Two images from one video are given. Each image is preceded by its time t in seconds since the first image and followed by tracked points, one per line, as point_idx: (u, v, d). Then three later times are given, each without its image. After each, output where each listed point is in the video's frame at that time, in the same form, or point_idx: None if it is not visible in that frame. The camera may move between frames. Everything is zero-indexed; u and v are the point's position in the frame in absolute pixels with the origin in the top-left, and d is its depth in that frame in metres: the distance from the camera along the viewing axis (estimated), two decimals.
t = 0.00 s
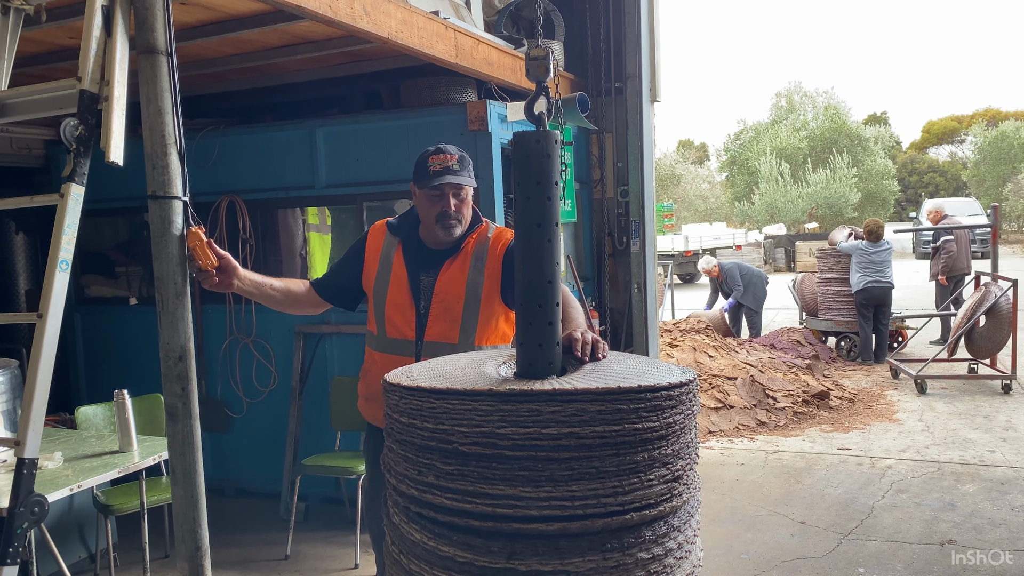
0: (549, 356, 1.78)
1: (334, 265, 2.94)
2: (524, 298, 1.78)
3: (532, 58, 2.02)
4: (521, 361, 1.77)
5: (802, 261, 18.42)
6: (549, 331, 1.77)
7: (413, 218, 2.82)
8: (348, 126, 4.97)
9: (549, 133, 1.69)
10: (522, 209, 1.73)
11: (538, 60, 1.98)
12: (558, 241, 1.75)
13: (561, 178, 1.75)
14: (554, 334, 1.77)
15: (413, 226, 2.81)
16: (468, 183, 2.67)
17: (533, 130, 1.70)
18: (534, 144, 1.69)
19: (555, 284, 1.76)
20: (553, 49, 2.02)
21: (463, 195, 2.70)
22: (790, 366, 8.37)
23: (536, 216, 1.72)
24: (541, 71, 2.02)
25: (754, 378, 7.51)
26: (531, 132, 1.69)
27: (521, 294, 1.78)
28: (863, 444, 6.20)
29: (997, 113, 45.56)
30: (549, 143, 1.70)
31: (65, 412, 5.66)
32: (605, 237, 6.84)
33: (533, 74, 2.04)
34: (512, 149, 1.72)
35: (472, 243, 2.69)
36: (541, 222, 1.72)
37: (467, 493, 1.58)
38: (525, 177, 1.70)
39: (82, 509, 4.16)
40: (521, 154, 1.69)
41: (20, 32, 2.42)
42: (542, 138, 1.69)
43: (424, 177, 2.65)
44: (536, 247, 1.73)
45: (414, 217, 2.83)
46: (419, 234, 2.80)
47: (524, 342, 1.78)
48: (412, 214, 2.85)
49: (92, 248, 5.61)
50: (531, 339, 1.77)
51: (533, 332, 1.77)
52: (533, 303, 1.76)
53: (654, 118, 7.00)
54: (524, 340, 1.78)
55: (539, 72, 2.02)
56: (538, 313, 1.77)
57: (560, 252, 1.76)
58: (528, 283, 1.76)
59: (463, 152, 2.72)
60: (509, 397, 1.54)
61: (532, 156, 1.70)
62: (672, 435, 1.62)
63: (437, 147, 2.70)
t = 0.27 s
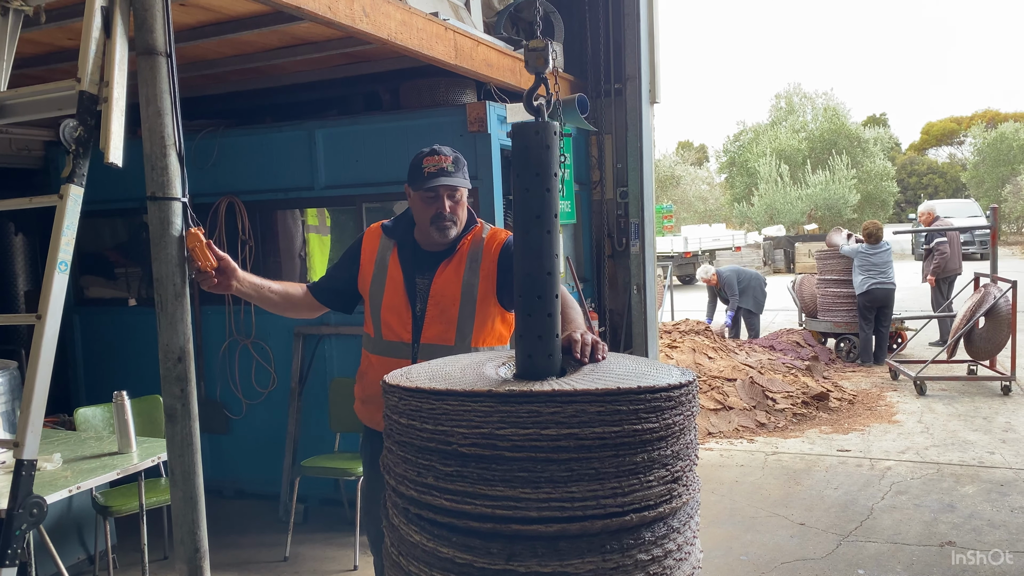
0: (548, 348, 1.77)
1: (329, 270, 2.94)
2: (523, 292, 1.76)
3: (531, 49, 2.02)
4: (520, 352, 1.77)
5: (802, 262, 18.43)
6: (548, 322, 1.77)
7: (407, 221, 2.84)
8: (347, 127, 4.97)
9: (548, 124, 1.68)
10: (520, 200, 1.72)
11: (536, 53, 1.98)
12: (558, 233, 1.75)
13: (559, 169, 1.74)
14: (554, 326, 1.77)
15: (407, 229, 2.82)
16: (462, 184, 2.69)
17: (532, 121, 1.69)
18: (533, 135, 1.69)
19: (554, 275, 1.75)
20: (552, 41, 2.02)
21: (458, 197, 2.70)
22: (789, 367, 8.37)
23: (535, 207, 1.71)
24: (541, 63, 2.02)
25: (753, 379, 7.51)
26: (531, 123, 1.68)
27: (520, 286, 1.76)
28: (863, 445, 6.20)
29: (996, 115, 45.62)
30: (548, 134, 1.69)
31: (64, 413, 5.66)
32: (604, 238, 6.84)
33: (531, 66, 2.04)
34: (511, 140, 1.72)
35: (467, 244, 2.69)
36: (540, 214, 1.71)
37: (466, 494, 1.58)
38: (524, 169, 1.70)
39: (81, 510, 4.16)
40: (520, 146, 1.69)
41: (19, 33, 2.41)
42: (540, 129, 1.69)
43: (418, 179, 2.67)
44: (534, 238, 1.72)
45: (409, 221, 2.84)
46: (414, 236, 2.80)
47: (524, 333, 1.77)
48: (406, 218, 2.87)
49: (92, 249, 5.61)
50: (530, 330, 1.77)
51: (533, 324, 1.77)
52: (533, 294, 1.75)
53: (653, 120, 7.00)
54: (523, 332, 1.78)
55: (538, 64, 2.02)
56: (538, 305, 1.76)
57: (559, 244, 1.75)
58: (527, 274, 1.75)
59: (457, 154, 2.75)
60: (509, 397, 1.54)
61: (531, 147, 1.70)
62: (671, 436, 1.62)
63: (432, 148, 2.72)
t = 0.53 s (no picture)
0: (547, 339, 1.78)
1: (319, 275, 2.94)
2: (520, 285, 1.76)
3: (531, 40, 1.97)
4: (519, 343, 1.78)
5: (801, 264, 18.44)
6: (547, 313, 1.76)
7: (396, 224, 2.84)
8: (346, 130, 4.98)
9: (546, 116, 1.67)
10: (518, 191, 1.71)
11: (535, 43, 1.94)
12: (557, 224, 1.74)
13: (556, 161, 1.73)
14: (552, 317, 1.76)
15: (396, 233, 2.82)
16: (449, 186, 2.69)
17: (530, 113, 1.67)
18: (531, 126, 1.67)
19: (551, 267, 1.74)
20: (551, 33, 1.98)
21: (445, 199, 2.70)
22: (788, 370, 8.37)
23: (534, 197, 1.70)
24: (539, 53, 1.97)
25: (752, 382, 7.51)
26: (528, 115, 1.67)
27: (519, 277, 1.76)
28: (862, 448, 6.20)
29: (995, 117, 45.69)
30: (546, 126, 1.68)
31: (63, 415, 5.66)
32: (604, 241, 6.84)
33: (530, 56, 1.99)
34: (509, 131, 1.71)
35: (455, 247, 2.69)
36: (537, 204, 1.70)
37: (465, 496, 1.58)
38: (522, 159, 1.69)
39: (79, 513, 4.15)
40: (518, 137, 1.67)
41: (19, 35, 2.42)
42: (538, 120, 1.67)
43: (405, 182, 2.66)
44: (534, 229, 1.72)
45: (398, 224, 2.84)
46: (403, 239, 2.80)
47: (522, 324, 1.78)
48: (395, 220, 2.87)
49: (91, 251, 5.61)
50: (528, 321, 1.77)
51: (531, 316, 1.76)
52: (531, 286, 1.74)
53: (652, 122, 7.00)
54: (522, 322, 1.78)
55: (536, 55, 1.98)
56: (536, 296, 1.75)
57: (557, 235, 1.74)
58: (525, 265, 1.74)
59: (444, 156, 2.74)
60: (507, 399, 1.54)
61: (528, 138, 1.68)
62: (670, 437, 1.62)
63: (419, 151, 2.71)
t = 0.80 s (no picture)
0: (544, 332, 1.76)
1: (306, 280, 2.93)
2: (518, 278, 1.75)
3: (527, 34, 1.99)
4: (517, 336, 1.76)
5: (800, 267, 18.46)
6: (546, 306, 1.75)
7: (380, 230, 2.84)
8: (345, 132, 4.98)
9: (543, 108, 1.66)
10: (515, 184, 1.70)
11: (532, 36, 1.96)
12: (553, 217, 1.73)
13: (553, 154, 1.73)
14: (551, 309, 1.75)
15: (380, 237, 2.83)
16: (433, 190, 2.71)
17: (528, 105, 1.67)
18: (529, 120, 1.67)
19: (549, 260, 1.73)
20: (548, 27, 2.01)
21: (429, 203, 2.73)
22: (787, 372, 8.38)
23: (531, 190, 1.70)
24: (536, 47, 1.99)
25: (751, 385, 7.51)
26: (526, 107, 1.66)
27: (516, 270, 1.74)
28: (861, 450, 6.21)
29: (994, 120, 45.75)
30: (543, 118, 1.67)
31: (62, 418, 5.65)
32: (603, 243, 6.85)
33: (526, 51, 2.01)
34: (506, 125, 1.70)
35: (439, 251, 2.70)
36: (535, 197, 1.70)
37: (464, 498, 1.58)
38: (519, 152, 1.68)
39: (78, 516, 4.14)
40: (515, 130, 1.67)
41: (19, 38, 2.42)
42: (536, 113, 1.66)
43: (388, 187, 2.69)
44: (532, 221, 1.71)
45: (382, 229, 2.86)
46: (387, 244, 2.81)
47: (519, 317, 1.76)
48: (378, 225, 2.88)
49: (91, 253, 5.61)
50: (526, 314, 1.75)
51: (529, 308, 1.74)
52: (529, 278, 1.72)
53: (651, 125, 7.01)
54: (519, 316, 1.76)
55: (533, 49, 1.99)
56: (534, 289, 1.73)
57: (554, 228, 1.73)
58: (522, 258, 1.73)
59: (426, 160, 2.77)
60: (507, 399, 1.55)
61: (526, 131, 1.68)
62: (669, 439, 1.63)
63: (400, 156, 2.74)
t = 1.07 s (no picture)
0: (544, 323, 1.77)
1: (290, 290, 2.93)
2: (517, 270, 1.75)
3: (527, 27, 2.07)
4: (517, 328, 1.77)
5: (799, 271, 18.48)
6: (545, 297, 1.74)
7: (365, 237, 2.85)
8: (344, 136, 4.99)
9: (543, 100, 1.68)
10: (515, 175, 1.70)
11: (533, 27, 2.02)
12: (553, 208, 1.73)
13: (553, 146, 1.73)
14: (551, 301, 1.75)
15: (366, 245, 2.84)
16: (417, 197, 2.70)
17: (527, 98, 1.68)
18: (528, 111, 1.68)
19: (549, 251, 1.73)
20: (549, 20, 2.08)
21: (414, 211, 2.72)
22: (786, 376, 8.38)
23: (530, 181, 1.70)
24: (535, 39, 2.06)
25: (750, 388, 7.52)
26: (525, 99, 1.67)
27: (516, 261, 1.74)
28: (859, 454, 6.21)
29: (992, 124, 45.87)
30: (543, 111, 1.69)
31: (61, 421, 5.65)
32: (601, 247, 6.85)
33: (527, 44, 2.08)
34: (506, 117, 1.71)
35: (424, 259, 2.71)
36: (535, 188, 1.69)
37: (463, 501, 1.59)
38: (518, 143, 1.69)
39: (77, 519, 4.13)
40: (515, 121, 1.68)
41: (20, 42, 2.43)
42: (535, 105, 1.68)
43: (372, 196, 2.67)
44: (531, 212, 1.71)
45: (367, 237, 2.86)
46: (373, 252, 2.82)
47: (519, 309, 1.76)
48: (363, 233, 2.88)
49: (90, 256, 5.61)
50: (526, 305, 1.76)
51: (528, 299, 1.75)
52: (529, 269, 1.73)
53: (650, 129, 7.03)
54: (519, 307, 1.76)
55: (533, 41, 2.07)
56: (534, 280, 1.73)
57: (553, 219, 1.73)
58: (522, 248, 1.73)
59: (409, 167, 2.75)
60: (505, 403, 1.55)
61: (525, 123, 1.69)
62: (668, 442, 1.63)
63: (383, 164, 2.71)
